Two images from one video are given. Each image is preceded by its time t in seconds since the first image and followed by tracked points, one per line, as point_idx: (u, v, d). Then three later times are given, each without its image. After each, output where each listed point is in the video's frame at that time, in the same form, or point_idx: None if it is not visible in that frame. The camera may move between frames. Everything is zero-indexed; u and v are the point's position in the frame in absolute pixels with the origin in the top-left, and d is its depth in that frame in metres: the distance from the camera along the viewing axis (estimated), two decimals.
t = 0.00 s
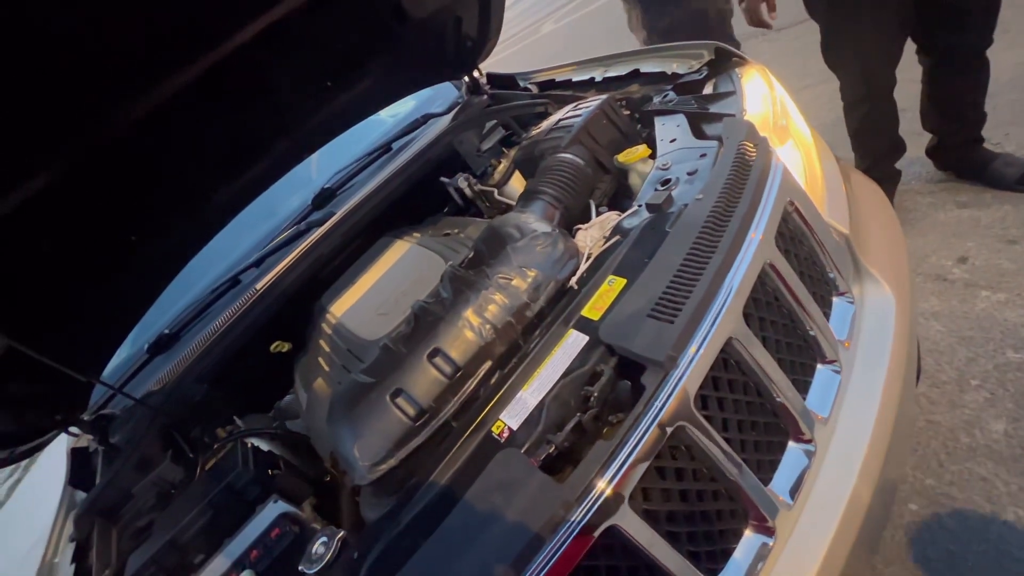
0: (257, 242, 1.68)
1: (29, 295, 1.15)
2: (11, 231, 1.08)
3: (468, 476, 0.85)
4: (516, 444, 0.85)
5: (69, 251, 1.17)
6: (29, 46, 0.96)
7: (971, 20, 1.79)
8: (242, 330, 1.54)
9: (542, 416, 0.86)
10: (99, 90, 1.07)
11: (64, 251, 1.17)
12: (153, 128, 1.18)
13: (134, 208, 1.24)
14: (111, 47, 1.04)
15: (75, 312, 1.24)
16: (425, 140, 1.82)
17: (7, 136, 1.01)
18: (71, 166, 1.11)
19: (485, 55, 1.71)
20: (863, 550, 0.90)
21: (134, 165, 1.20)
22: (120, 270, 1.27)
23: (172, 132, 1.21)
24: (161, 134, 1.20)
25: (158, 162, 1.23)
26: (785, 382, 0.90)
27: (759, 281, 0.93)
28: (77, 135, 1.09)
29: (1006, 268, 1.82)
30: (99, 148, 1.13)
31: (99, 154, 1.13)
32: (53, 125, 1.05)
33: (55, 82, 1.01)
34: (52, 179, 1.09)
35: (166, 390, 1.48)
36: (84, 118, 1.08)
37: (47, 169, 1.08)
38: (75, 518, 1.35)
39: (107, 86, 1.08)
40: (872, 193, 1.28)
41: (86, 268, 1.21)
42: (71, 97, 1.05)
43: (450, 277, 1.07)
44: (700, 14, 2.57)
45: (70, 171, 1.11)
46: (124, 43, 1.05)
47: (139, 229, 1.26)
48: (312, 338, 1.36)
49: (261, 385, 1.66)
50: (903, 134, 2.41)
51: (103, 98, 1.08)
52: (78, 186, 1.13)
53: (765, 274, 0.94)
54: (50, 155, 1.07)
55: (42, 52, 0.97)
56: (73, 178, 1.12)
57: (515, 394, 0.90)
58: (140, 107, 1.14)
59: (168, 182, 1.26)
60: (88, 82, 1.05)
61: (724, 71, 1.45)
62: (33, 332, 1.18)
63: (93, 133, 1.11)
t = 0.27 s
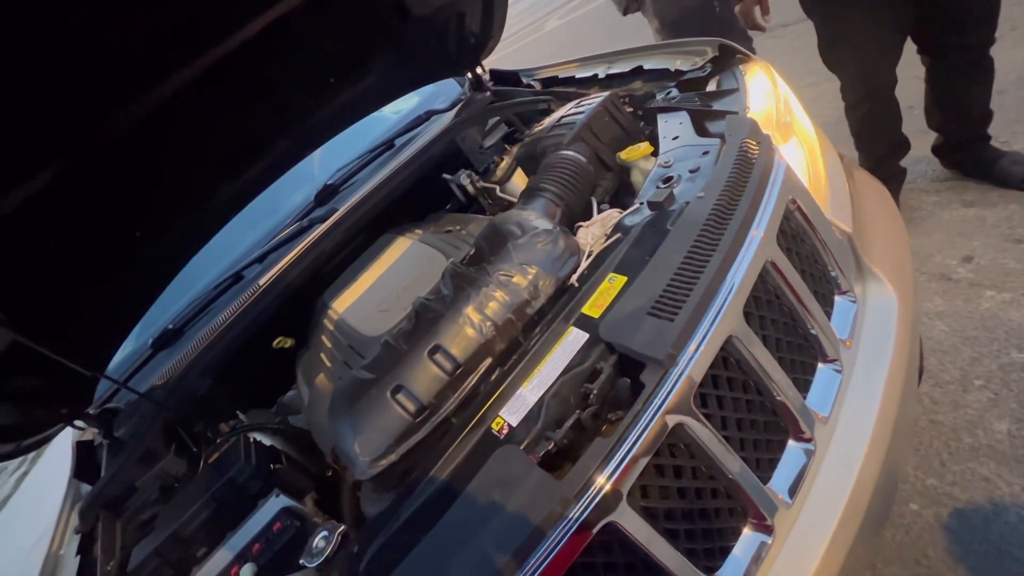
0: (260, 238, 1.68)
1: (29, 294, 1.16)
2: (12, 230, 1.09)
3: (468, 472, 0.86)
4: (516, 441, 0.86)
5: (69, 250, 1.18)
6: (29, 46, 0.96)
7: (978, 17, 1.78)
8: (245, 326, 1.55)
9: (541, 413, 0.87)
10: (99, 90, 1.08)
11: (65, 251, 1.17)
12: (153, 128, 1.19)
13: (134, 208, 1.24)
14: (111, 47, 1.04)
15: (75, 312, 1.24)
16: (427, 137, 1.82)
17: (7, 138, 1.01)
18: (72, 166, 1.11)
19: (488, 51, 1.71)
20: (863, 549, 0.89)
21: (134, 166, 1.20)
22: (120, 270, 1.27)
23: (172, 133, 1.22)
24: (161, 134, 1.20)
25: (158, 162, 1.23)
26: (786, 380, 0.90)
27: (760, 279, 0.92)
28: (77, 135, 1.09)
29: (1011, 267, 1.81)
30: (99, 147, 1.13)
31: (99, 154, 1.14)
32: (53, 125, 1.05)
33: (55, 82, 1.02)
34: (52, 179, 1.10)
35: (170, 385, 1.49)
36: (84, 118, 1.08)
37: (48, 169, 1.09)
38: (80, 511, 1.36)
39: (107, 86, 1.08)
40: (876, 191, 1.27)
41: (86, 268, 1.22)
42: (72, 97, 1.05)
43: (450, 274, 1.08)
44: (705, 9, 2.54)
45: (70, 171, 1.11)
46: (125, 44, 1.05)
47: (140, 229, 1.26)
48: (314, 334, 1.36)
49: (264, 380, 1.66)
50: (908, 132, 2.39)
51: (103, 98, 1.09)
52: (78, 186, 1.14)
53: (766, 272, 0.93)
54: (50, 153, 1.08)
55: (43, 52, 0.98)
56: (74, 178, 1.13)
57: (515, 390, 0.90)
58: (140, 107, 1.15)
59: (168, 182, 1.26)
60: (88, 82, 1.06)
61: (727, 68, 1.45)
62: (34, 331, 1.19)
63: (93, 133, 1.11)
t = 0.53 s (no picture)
0: (266, 234, 1.69)
1: (29, 295, 1.16)
2: (13, 231, 1.09)
3: (473, 468, 0.86)
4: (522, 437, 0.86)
5: (68, 250, 1.18)
6: (29, 46, 0.96)
7: (987, 13, 1.76)
8: (251, 321, 1.55)
9: (547, 410, 0.86)
10: (98, 90, 1.08)
11: (65, 251, 1.17)
12: (153, 128, 1.19)
13: (134, 208, 1.24)
14: (111, 47, 1.04)
15: (74, 313, 1.24)
16: (432, 133, 1.82)
17: (6, 138, 1.01)
18: (72, 166, 1.11)
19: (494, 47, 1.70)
20: (869, 548, 0.89)
21: (134, 166, 1.20)
22: (120, 270, 1.27)
23: (170, 133, 1.21)
24: (161, 134, 1.20)
25: (158, 162, 1.23)
26: (793, 378, 0.90)
27: (768, 276, 0.92)
28: (76, 135, 1.09)
29: (1021, 266, 1.79)
30: (98, 147, 1.13)
31: (98, 155, 1.14)
32: (52, 125, 1.05)
33: (55, 82, 1.02)
34: (53, 179, 1.10)
35: (176, 379, 1.50)
36: (83, 118, 1.09)
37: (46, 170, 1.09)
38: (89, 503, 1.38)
39: (107, 86, 1.08)
40: (885, 188, 1.26)
41: (86, 268, 1.22)
42: (72, 97, 1.05)
43: (456, 270, 1.07)
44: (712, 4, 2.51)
45: (71, 171, 1.12)
46: (125, 43, 1.05)
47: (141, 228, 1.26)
48: (320, 330, 1.37)
49: (269, 376, 1.67)
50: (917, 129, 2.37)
51: (104, 98, 1.09)
52: (76, 187, 1.14)
53: (774, 269, 0.93)
54: (51, 153, 1.08)
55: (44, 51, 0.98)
56: (74, 178, 1.13)
57: (521, 386, 0.90)
58: (140, 107, 1.15)
59: (168, 182, 1.26)
60: (88, 82, 1.06)
61: (735, 64, 1.43)
62: (35, 331, 1.18)
63: (93, 132, 1.11)
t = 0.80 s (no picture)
0: (271, 230, 1.69)
1: (27, 296, 1.15)
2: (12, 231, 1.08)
3: (480, 464, 0.85)
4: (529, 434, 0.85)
5: (65, 253, 1.17)
6: (27, 47, 0.96)
7: (998, 9, 1.73)
8: (257, 318, 1.55)
9: (555, 406, 0.86)
10: (96, 92, 1.07)
11: (64, 251, 1.17)
12: (151, 129, 1.18)
13: (133, 208, 1.23)
14: (111, 47, 1.04)
15: (73, 315, 1.24)
16: (437, 129, 1.81)
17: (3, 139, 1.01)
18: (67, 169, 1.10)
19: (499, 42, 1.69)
20: (878, 547, 0.88)
21: (132, 167, 1.19)
22: (119, 271, 1.27)
23: (168, 134, 1.20)
24: (161, 134, 1.19)
25: (157, 163, 1.23)
26: (802, 375, 0.89)
27: (777, 272, 0.91)
28: (72, 136, 1.08)
29: None
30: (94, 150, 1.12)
31: (93, 157, 1.13)
32: (49, 126, 1.05)
33: (55, 82, 1.02)
34: (51, 180, 1.09)
35: (182, 375, 1.50)
36: (78, 120, 1.08)
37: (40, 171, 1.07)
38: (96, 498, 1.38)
39: (107, 86, 1.08)
40: (896, 185, 1.25)
41: (85, 269, 1.21)
42: (71, 97, 1.05)
43: (462, 266, 1.07)
44: None
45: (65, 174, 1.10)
46: (124, 44, 1.05)
47: (140, 227, 1.26)
48: (325, 326, 1.37)
49: (274, 372, 1.67)
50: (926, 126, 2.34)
51: (103, 99, 1.09)
52: (71, 190, 1.12)
53: (783, 265, 0.92)
54: (54, 151, 1.08)
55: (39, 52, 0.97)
56: (77, 177, 1.12)
57: (528, 383, 0.90)
58: (141, 106, 1.14)
59: (168, 181, 1.26)
60: (86, 83, 1.05)
61: (743, 59, 1.42)
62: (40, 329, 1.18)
63: (92, 132, 1.11)
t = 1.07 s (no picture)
0: (277, 227, 1.70)
1: (30, 293, 1.16)
2: (11, 231, 1.09)
3: (484, 460, 0.86)
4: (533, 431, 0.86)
5: (67, 251, 1.17)
6: (29, 46, 0.97)
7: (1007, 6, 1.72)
8: (262, 314, 1.56)
9: (559, 403, 0.86)
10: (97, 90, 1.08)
11: (66, 251, 1.17)
12: (153, 129, 1.18)
13: (134, 208, 1.24)
14: (111, 47, 1.04)
15: (76, 313, 1.25)
16: (442, 127, 1.81)
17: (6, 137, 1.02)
18: (73, 165, 1.11)
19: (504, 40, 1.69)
20: (882, 546, 0.88)
21: (134, 166, 1.20)
22: (119, 270, 1.27)
23: (170, 134, 1.21)
24: (161, 134, 1.20)
25: (158, 162, 1.23)
26: (807, 373, 0.89)
27: (783, 270, 0.91)
28: (75, 134, 1.09)
29: None
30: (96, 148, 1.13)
31: (98, 155, 1.13)
32: (52, 124, 1.06)
33: (55, 82, 1.02)
34: (52, 180, 1.10)
35: (188, 371, 1.51)
36: (82, 118, 1.08)
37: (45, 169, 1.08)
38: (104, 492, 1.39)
39: (108, 86, 1.08)
40: (903, 184, 1.24)
41: (86, 268, 1.22)
42: (71, 97, 1.06)
43: (467, 263, 1.07)
44: None
45: (70, 171, 1.11)
46: (126, 43, 1.05)
47: (142, 227, 1.26)
48: (330, 323, 1.37)
49: (279, 368, 1.68)
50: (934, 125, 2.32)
51: (104, 98, 1.09)
52: (79, 186, 1.14)
53: (789, 262, 0.91)
54: (54, 151, 1.08)
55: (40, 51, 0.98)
56: (78, 177, 1.13)
57: (532, 379, 0.90)
58: (141, 107, 1.15)
59: (168, 182, 1.26)
60: (87, 82, 1.06)
61: (749, 57, 1.41)
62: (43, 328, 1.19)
63: (93, 132, 1.11)
